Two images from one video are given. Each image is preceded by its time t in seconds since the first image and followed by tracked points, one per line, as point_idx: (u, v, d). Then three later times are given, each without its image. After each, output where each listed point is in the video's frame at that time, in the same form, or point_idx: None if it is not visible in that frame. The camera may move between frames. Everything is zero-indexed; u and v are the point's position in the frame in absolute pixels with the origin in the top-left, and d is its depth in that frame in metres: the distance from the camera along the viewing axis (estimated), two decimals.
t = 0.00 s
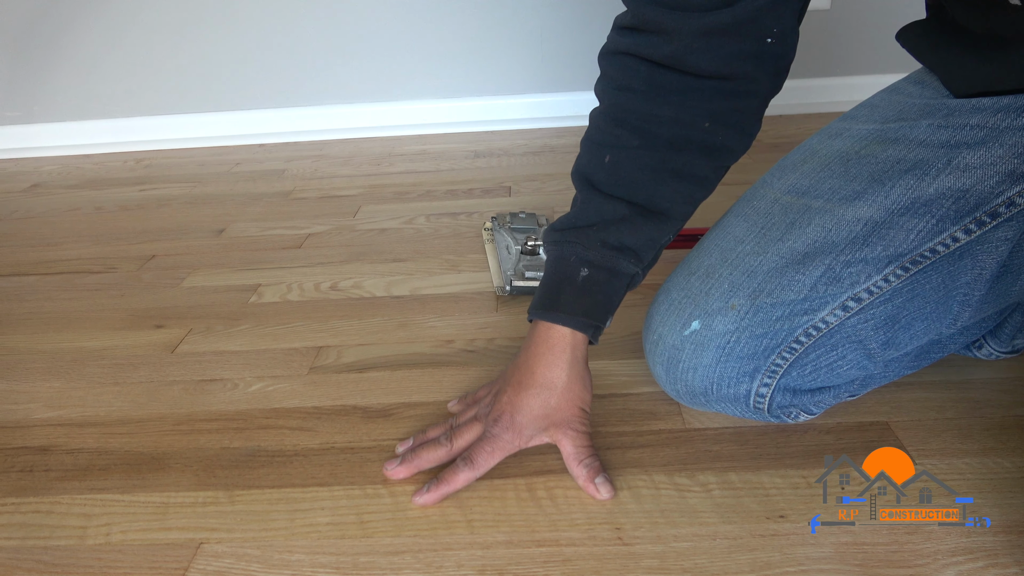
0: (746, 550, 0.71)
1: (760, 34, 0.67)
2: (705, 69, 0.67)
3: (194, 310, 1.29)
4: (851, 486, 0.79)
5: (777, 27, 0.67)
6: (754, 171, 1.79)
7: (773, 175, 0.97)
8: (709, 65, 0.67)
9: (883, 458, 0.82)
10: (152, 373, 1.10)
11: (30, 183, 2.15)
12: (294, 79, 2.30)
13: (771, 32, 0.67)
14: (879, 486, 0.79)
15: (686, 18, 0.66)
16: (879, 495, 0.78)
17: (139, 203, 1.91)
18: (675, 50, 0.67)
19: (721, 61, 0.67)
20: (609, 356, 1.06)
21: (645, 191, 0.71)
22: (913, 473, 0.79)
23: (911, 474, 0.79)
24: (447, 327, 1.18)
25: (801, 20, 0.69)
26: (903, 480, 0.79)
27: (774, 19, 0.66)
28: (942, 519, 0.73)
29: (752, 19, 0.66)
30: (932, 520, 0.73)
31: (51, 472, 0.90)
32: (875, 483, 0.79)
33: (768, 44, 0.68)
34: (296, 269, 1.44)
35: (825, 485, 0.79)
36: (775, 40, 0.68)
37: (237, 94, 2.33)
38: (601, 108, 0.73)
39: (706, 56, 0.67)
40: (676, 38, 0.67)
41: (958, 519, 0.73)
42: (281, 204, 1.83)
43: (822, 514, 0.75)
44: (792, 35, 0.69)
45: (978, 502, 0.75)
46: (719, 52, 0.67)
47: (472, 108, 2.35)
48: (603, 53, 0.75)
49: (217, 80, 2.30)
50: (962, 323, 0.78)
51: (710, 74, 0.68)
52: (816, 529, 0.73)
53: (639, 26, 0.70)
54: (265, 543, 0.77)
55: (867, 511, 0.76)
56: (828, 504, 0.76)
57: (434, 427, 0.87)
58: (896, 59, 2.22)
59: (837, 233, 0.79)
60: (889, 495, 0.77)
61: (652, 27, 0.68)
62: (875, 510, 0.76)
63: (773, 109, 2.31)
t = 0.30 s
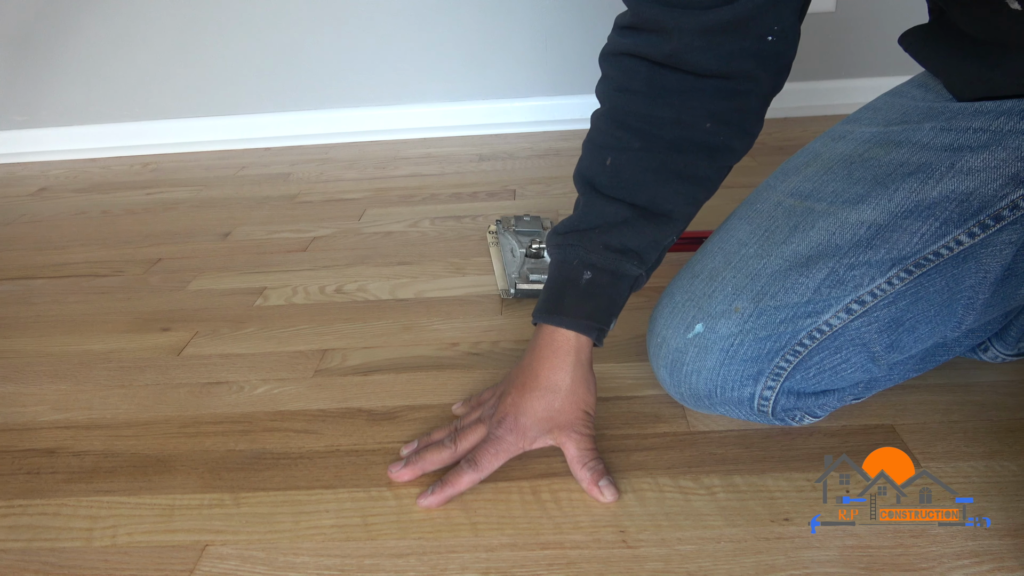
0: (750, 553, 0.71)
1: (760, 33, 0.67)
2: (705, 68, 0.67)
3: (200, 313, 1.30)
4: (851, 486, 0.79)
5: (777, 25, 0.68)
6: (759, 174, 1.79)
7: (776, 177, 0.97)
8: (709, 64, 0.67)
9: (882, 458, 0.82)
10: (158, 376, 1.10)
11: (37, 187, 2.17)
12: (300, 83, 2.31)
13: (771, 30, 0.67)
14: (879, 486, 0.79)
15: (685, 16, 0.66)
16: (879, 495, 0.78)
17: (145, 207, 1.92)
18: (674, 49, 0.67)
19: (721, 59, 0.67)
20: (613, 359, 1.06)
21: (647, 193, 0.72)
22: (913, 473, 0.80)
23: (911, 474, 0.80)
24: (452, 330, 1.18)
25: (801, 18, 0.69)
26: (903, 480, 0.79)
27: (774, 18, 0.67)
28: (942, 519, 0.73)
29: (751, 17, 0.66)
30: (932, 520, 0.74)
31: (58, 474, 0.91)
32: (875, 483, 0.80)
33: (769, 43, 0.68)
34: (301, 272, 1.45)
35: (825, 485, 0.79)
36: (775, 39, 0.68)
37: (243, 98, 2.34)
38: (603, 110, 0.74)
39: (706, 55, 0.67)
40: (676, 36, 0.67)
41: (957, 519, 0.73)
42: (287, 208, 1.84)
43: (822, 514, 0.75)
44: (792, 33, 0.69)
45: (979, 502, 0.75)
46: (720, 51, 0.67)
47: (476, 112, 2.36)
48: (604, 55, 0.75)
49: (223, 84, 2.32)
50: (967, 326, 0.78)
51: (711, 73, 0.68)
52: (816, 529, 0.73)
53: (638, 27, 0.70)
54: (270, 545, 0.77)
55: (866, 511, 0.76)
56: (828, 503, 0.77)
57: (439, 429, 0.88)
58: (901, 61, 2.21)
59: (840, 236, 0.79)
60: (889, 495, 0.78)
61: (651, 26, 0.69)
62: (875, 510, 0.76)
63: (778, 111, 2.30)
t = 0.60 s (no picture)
0: (754, 555, 0.71)
1: (766, 35, 0.67)
2: (710, 71, 0.67)
3: (205, 315, 1.30)
4: (851, 486, 0.79)
5: (782, 27, 0.67)
6: (763, 176, 1.78)
7: (781, 179, 0.97)
8: (714, 67, 0.67)
9: (883, 458, 0.82)
10: (163, 378, 1.11)
11: (44, 189, 2.18)
12: (304, 85, 2.32)
13: (776, 33, 0.67)
14: (879, 486, 0.79)
15: (691, 18, 0.66)
16: (879, 495, 0.78)
17: (150, 209, 1.93)
18: (679, 51, 0.67)
19: (726, 62, 0.67)
20: (617, 360, 1.06)
21: (652, 195, 0.71)
22: (913, 473, 0.80)
23: (912, 474, 0.80)
24: (456, 332, 1.18)
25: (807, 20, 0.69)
26: (903, 480, 0.79)
27: (779, 20, 0.67)
28: (942, 519, 0.73)
29: (757, 19, 0.66)
30: (932, 520, 0.74)
31: (64, 475, 0.91)
32: (875, 483, 0.80)
33: (775, 45, 0.68)
34: (306, 274, 1.45)
35: (825, 485, 0.79)
36: (781, 41, 0.68)
37: (249, 101, 2.35)
38: (608, 113, 0.74)
39: (711, 57, 0.67)
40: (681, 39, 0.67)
41: (957, 519, 0.73)
42: (292, 210, 1.85)
43: (823, 514, 0.75)
44: (798, 36, 0.69)
45: (979, 502, 0.75)
46: (725, 53, 0.67)
47: (481, 114, 2.36)
48: (609, 58, 0.75)
49: (229, 87, 2.33)
50: (973, 328, 0.77)
51: (716, 76, 0.68)
52: (816, 529, 0.73)
53: (644, 29, 0.70)
54: (275, 546, 0.77)
55: (866, 511, 0.76)
56: (828, 503, 0.77)
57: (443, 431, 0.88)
58: (906, 63, 2.21)
59: (845, 238, 0.79)
60: (889, 495, 0.78)
61: (656, 28, 0.69)
62: (875, 510, 0.76)
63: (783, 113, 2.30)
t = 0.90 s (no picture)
0: (758, 560, 0.71)
1: (769, 41, 0.67)
2: (714, 76, 0.67)
3: (209, 318, 1.31)
4: (851, 487, 0.80)
5: (786, 32, 0.67)
6: (767, 178, 1.78)
7: (784, 183, 0.97)
8: (717, 72, 0.67)
9: (883, 458, 0.83)
10: (168, 380, 1.11)
11: (49, 192, 2.19)
12: (307, 87, 2.33)
13: (780, 37, 0.67)
14: (879, 485, 0.80)
15: (694, 24, 0.66)
16: (879, 495, 0.79)
17: (155, 212, 1.93)
18: (681, 56, 0.67)
19: (730, 67, 0.67)
20: (620, 364, 1.06)
21: (655, 200, 0.72)
22: (913, 473, 0.80)
23: (912, 474, 0.80)
24: (459, 335, 1.18)
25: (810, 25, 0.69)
26: (903, 480, 0.80)
27: (782, 25, 0.67)
28: (942, 519, 0.74)
29: (760, 25, 0.66)
30: (932, 520, 0.74)
31: (68, 477, 0.91)
32: (875, 483, 0.80)
33: (778, 49, 0.68)
34: (309, 277, 1.45)
35: (825, 485, 0.80)
36: (785, 46, 0.68)
37: (253, 104, 2.36)
38: (613, 119, 0.74)
39: (713, 62, 0.67)
40: (684, 45, 0.67)
41: (957, 519, 0.73)
42: (296, 213, 1.85)
43: (822, 514, 0.76)
44: (803, 40, 0.69)
45: (978, 502, 0.75)
46: (728, 58, 0.67)
47: (485, 117, 2.36)
48: (613, 64, 0.75)
49: (233, 89, 2.33)
50: (977, 332, 0.77)
51: (719, 81, 0.68)
52: (816, 529, 0.74)
53: (648, 34, 0.70)
54: (278, 550, 0.77)
55: (866, 511, 0.76)
56: (828, 504, 0.77)
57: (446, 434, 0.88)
58: (911, 65, 2.20)
59: (849, 242, 0.79)
60: (889, 495, 0.78)
61: (660, 34, 0.69)
62: (876, 510, 0.76)
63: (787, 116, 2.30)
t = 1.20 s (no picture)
0: (761, 562, 0.70)
1: (773, 43, 0.67)
2: (718, 78, 0.68)
3: (211, 319, 1.31)
4: (851, 486, 0.80)
5: (790, 33, 0.67)
6: (770, 180, 1.78)
7: (788, 184, 0.97)
8: (721, 73, 0.67)
9: (883, 458, 0.83)
10: (171, 381, 1.11)
11: (53, 193, 2.19)
12: (310, 89, 2.33)
13: (785, 39, 0.67)
14: (879, 485, 0.80)
15: (698, 27, 0.66)
16: (879, 495, 0.79)
17: (158, 213, 1.94)
18: (686, 58, 0.67)
19: (734, 70, 0.67)
20: (623, 365, 1.05)
21: (658, 202, 0.72)
22: (913, 473, 0.80)
23: (912, 474, 0.80)
24: (462, 336, 1.18)
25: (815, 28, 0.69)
26: (903, 480, 0.80)
27: (787, 27, 0.67)
28: (942, 519, 0.74)
29: (765, 28, 0.66)
30: (932, 520, 0.74)
31: (71, 478, 0.91)
32: (875, 483, 0.80)
33: (783, 52, 0.68)
34: (312, 278, 1.46)
35: (825, 485, 0.80)
36: (789, 47, 0.68)
37: (256, 105, 2.36)
38: (616, 120, 0.74)
39: (717, 65, 0.67)
40: (689, 47, 0.67)
41: (957, 519, 0.74)
42: (299, 214, 1.85)
43: (823, 514, 0.76)
44: (806, 43, 0.69)
45: (979, 502, 0.75)
46: (732, 60, 0.67)
47: (488, 118, 2.36)
48: (617, 65, 0.75)
49: (236, 91, 2.34)
50: (981, 334, 0.77)
51: (723, 83, 0.68)
52: (816, 529, 0.74)
53: (652, 36, 0.70)
54: (280, 551, 0.77)
55: (867, 511, 0.76)
56: (828, 503, 0.77)
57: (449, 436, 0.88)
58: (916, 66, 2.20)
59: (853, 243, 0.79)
60: (888, 494, 0.78)
61: (664, 36, 0.69)
62: (875, 510, 0.76)
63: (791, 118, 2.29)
